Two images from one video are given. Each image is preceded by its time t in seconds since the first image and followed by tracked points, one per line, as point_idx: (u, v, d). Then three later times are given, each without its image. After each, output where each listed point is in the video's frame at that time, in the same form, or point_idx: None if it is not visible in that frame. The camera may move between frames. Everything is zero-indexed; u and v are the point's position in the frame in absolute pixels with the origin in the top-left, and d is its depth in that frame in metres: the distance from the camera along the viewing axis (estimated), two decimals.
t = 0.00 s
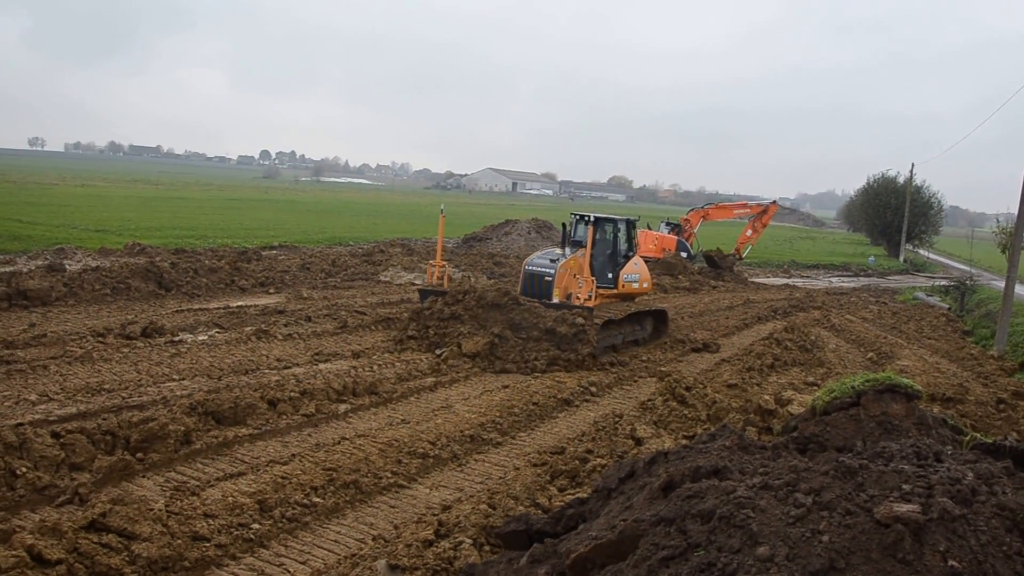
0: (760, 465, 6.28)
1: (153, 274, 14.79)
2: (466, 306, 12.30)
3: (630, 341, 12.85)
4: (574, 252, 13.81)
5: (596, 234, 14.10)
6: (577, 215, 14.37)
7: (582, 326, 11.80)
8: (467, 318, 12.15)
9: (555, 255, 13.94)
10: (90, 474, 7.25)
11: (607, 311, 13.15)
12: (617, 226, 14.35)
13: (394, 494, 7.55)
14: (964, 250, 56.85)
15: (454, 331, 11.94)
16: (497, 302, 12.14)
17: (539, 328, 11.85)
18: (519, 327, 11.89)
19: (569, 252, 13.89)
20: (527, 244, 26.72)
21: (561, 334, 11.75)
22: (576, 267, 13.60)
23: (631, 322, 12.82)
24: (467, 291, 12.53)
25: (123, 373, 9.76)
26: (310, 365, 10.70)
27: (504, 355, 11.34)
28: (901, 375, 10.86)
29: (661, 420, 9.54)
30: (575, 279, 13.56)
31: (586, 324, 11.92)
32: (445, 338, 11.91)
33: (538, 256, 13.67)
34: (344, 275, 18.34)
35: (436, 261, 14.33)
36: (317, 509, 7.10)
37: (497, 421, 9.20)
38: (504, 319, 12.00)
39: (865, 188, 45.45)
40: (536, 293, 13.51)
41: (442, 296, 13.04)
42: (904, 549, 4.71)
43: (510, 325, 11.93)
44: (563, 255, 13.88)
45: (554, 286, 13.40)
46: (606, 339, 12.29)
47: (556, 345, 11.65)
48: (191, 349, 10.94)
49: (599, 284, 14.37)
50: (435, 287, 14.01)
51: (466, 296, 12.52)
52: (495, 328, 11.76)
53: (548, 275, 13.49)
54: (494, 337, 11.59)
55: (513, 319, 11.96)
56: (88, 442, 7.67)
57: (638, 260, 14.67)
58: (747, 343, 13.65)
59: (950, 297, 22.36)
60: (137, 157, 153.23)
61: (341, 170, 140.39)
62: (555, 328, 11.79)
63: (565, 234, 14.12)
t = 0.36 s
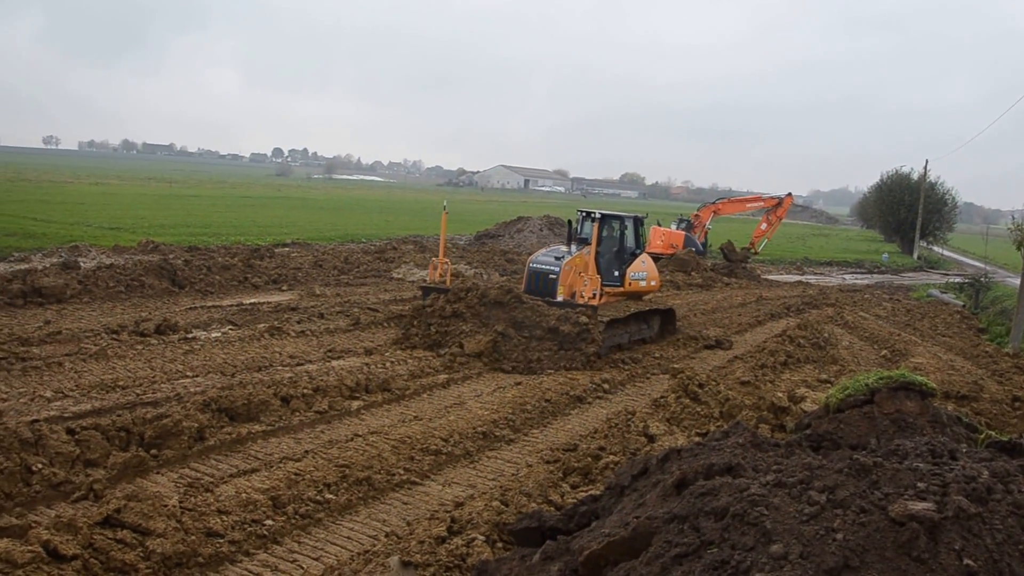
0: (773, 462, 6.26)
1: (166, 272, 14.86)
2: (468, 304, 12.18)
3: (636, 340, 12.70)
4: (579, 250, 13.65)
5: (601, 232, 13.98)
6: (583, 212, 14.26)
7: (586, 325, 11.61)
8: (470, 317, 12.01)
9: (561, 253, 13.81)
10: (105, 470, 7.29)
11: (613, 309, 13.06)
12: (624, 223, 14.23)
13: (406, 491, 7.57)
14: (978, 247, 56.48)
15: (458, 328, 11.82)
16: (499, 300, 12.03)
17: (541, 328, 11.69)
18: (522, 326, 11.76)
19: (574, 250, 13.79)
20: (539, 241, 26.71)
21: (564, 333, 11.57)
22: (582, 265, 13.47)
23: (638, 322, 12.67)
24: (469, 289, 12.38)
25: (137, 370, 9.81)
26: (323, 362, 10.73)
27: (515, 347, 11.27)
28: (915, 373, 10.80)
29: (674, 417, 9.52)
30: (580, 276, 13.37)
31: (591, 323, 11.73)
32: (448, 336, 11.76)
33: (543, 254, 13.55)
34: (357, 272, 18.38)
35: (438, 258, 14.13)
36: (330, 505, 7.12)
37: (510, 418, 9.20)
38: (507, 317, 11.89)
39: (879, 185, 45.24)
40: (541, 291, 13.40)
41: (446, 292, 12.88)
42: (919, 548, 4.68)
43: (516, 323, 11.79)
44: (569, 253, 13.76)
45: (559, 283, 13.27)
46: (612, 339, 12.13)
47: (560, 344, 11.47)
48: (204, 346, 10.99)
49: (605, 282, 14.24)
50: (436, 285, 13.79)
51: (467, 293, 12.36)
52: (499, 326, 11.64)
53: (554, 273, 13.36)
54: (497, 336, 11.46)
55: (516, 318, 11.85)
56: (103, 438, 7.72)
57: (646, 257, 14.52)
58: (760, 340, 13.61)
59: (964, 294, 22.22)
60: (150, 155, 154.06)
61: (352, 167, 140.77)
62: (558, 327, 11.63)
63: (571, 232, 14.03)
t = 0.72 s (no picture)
0: (787, 459, 6.23)
1: (180, 269, 14.92)
2: (470, 302, 12.02)
3: (642, 340, 12.50)
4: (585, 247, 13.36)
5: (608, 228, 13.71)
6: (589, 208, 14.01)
7: (590, 324, 11.44)
8: (471, 315, 11.87)
9: (566, 250, 13.49)
10: (120, 467, 7.34)
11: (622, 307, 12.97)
12: (631, 220, 13.95)
13: (419, 488, 7.58)
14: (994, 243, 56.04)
15: (460, 327, 11.67)
16: (501, 298, 11.86)
17: (545, 327, 11.53)
18: (525, 325, 11.60)
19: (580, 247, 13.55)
20: (551, 238, 26.68)
21: (567, 332, 11.41)
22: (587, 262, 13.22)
23: (644, 321, 12.48)
24: (470, 286, 12.21)
25: (151, 367, 9.86)
26: (336, 359, 10.76)
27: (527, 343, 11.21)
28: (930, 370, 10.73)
29: (686, 414, 9.49)
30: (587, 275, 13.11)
31: (594, 322, 11.55)
32: (449, 336, 11.63)
33: (548, 251, 13.20)
34: (369, 269, 18.40)
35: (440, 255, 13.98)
36: (342, 502, 7.15)
37: (523, 415, 9.20)
38: (508, 317, 11.74)
39: (893, 181, 44.99)
40: (545, 289, 13.07)
41: (447, 290, 12.75)
42: (934, 546, 4.66)
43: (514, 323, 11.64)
44: (574, 250, 13.45)
45: (563, 281, 12.97)
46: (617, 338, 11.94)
47: (563, 344, 11.30)
48: (218, 343, 11.03)
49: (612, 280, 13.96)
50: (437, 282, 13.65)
51: (470, 290, 12.21)
52: (501, 325, 11.50)
53: (558, 271, 13.03)
54: (500, 334, 11.31)
55: (518, 316, 11.70)
56: (117, 434, 7.77)
57: (653, 255, 14.28)
58: (773, 337, 13.56)
59: (979, 291, 22.06)
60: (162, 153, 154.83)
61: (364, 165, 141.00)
62: (561, 325, 11.45)
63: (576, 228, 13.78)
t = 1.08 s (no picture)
0: (800, 457, 6.20)
1: (193, 267, 14.98)
2: (472, 300, 11.85)
3: (648, 338, 12.30)
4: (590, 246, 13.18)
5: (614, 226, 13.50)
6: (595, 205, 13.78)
7: (592, 323, 11.27)
8: (473, 313, 11.71)
9: (570, 249, 13.39)
10: (133, 463, 7.38)
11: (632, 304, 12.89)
12: (638, 218, 13.71)
13: (431, 485, 7.60)
14: (1009, 240, 55.60)
15: (460, 326, 11.50)
16: (503, 295, 11.69)
17: (548, 325, 11.31)
18: (529, 323, 11.39)
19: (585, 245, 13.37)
20: (563, 235, 26.65)
21: (570, 331, 11.19)
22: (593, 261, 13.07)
23: (650, 319, 12.32)
24: (473, 283, 12.06)
25: (164, 364, 9.90)
26: (348, 356, 10.78)
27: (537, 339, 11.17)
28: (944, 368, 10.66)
29: (699, 412, 9.47)
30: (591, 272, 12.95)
31: (597, 320, 11.39)
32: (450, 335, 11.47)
33: (552, 250, 13.11)
34: (381, 266, 18.43)
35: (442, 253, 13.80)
36: (355, 499, 7.17)
37: (535, 412, 9.19)
38: (512, 314, 11.54)
39: (907, 177, 44.72)
40: (549, 288, 12.98)
41: (448, 287, 12.62)
42: (948, 544, 4.63)
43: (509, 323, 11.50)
44: (578, 249, 13.34)
45: (567, 280, 12.86)
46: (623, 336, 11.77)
47: (566, 342, 11.08)
48: (230, 340, 11.07)
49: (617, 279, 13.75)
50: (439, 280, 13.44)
51: (472, 288, 12.07)
52: (505, 322, 11.34)
53: (562, 270, 12.94)
54: (501, 334, 11.12)
55: (521, 314, 11.49)
56: (131, 431, 7.81)
57: (659, 252, 14.05)
58: (786, 334, 13.51)
59: (995, 288, 21.92)
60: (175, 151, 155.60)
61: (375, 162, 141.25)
62: (564, 323, 11.23)
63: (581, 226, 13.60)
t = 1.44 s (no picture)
0: (812, 454, 6.17)
1: (205, 264, 15.03)
2: (472, 297, 11.78)
3: (653, 338, 12.17)
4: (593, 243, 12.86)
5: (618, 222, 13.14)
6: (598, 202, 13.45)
7: (596, 315, 11.10)
8: (474, 310, 11.64)
9: (575, 246, 13.21)
10: (146, 460, 7.42)
11: (642, 301, 12.83)
12: (642, 214, 13.34)
13: (442, 482, 7.61)
14: None
15: (461, 323, 11.40)
16: (504, 291, 11.55)
17: (550, 319, 11.21)
18: (530, 319, 11.28)
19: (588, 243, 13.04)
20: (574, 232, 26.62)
21: (573, 324, 11.07)
22: (597, 257, 12.82)
23: (655, 318, 12.18)
24: (473, 280, 12.00)
25: (176, 360, 9.95)
26: (358, 353, 10.80)
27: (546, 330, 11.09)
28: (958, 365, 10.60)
29: (710, 409, 9.44)
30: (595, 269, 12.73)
31: (601, 313, 11.20)
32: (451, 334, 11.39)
33: (556, 248, 12.95)
34: (392, 263, 18.45)
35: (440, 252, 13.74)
36: (365, 496, 7.18)
37: (545, 409, 9.19)
38: (512, 310, 11.41)
39: (920, 173, 44.49)
40: (553, 286, 12.85)
41: (448, 283, 12.53)
42: (962, 542, 4.60)
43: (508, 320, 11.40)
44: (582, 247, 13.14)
45: (572, 278, 12.70)
46: (628, 335, 11.60)
47: (570, 337, 10.97)
48: (242, 337, 11.12)
49: (620, 276, 13.41)
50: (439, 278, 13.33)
51: (472, 285, 12.02)
52: (507, 320, 11.19)
53: (566, 268, 12.78)
54: (504, 332, 10.99)
55: (522, 311, 11.38)
56: (143, 427, 7.86)
57: (664, 250, 13.69)
58: (798, 331, 13.45)
59: (1009, 284, 21.78)
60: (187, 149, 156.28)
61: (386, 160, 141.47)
62: (567, 318, 11.12)
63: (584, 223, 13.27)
